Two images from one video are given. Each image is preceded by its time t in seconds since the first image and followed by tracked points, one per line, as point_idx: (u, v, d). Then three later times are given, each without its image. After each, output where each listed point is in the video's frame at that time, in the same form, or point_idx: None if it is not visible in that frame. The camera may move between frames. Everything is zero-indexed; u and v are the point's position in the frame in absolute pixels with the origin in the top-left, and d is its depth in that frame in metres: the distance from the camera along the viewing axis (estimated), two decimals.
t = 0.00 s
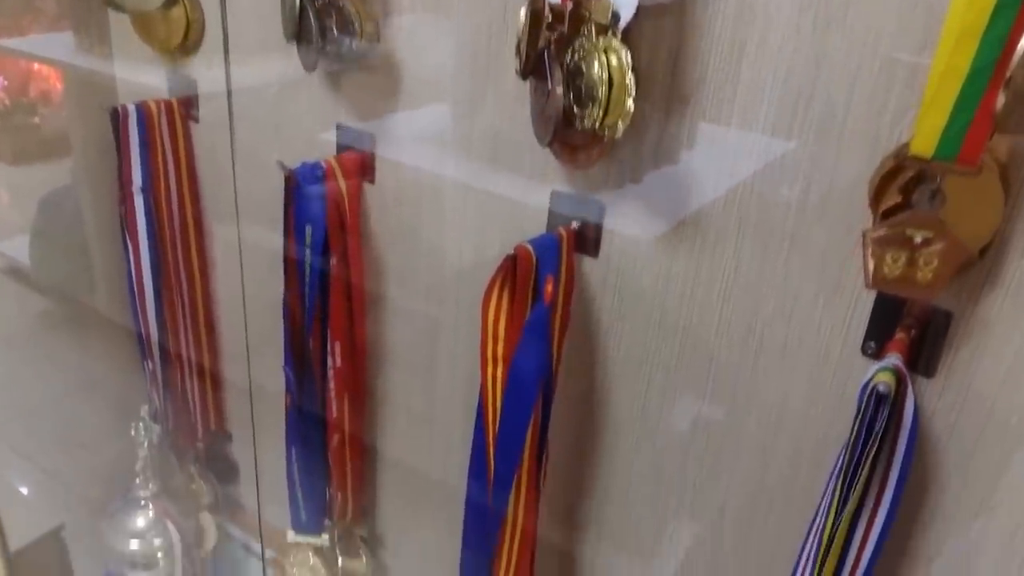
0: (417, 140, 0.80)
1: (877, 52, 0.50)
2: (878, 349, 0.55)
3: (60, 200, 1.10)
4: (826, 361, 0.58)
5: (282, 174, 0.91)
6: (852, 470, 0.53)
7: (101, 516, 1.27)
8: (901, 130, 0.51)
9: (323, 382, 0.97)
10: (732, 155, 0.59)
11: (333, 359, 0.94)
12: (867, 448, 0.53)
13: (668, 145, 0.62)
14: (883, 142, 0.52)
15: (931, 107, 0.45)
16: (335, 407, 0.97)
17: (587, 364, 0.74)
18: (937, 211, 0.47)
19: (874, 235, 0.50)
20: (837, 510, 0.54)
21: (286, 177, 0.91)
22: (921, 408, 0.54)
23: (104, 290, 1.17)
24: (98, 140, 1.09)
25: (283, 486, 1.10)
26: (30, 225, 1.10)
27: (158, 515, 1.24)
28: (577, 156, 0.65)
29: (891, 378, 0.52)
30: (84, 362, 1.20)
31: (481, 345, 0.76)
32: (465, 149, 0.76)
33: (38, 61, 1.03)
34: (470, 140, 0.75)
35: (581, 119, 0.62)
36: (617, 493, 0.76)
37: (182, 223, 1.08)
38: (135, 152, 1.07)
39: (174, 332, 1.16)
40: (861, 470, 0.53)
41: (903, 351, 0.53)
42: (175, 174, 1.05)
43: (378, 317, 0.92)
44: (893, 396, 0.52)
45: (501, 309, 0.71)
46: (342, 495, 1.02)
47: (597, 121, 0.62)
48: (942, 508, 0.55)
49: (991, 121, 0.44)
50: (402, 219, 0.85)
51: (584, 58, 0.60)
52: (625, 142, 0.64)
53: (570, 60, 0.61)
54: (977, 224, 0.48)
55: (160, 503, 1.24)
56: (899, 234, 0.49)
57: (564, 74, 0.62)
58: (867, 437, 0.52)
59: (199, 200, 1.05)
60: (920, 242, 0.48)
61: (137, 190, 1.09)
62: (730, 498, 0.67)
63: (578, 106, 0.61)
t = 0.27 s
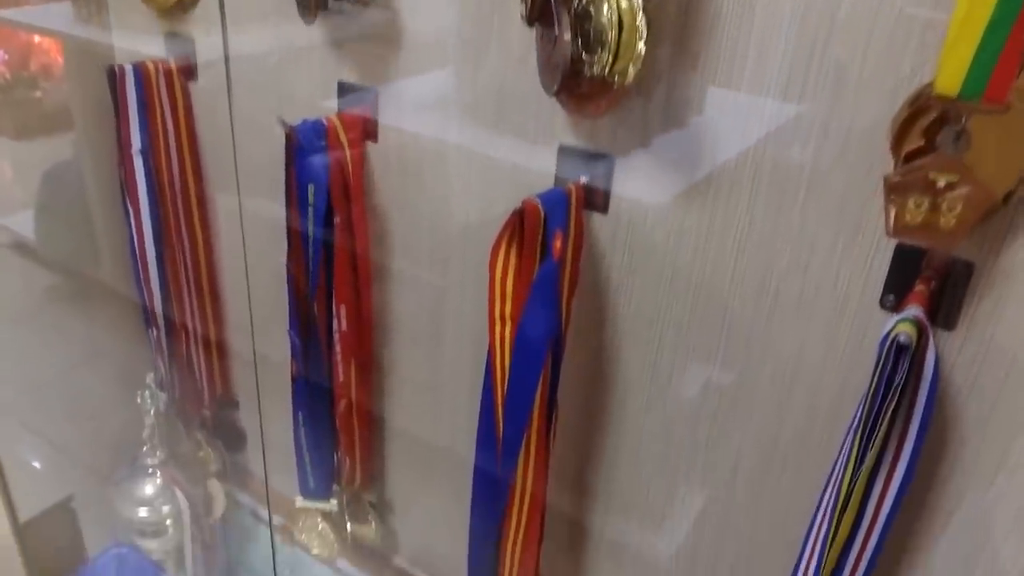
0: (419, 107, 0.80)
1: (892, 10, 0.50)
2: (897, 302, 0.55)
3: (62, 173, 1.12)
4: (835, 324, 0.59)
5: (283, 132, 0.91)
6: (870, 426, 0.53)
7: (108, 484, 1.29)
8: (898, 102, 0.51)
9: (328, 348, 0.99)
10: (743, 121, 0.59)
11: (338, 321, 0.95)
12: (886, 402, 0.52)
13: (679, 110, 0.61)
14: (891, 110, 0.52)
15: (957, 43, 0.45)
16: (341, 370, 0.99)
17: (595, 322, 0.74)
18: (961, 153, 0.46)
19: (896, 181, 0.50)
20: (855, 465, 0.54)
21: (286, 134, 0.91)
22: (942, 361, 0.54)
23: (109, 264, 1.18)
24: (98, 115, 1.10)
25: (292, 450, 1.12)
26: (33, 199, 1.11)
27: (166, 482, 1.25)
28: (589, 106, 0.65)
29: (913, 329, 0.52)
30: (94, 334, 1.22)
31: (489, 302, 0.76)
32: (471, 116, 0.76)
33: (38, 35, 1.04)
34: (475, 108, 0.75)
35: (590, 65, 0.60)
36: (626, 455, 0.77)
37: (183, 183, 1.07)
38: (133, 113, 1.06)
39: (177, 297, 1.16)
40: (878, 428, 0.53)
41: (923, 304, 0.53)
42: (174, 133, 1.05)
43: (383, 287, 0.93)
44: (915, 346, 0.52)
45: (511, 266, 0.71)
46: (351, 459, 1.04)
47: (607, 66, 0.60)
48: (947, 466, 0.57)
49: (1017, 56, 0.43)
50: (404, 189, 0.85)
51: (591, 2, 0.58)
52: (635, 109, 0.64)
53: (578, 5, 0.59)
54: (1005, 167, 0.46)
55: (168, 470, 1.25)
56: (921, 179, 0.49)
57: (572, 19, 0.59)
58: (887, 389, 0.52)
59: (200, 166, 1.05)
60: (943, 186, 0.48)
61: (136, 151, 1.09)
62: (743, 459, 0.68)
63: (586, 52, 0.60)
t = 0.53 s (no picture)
0: (412, 89, 0.80)
1: None
2: (897, 274, 0.55)
3: (50, 157, 1.11)
4: (833, 304, 0.59)
5: (272, 106, 0.91)
6: (869, 400, 0.54)
7: (96, 471, 1.29)
8: (893, 82, 0.52)
9: (319, 330, 0.99)
10: (737, 101, 0.60)
11: (329, 302, 0.95)
12: (885, 374, 0.53)
13: (673, 90, 0.62)
14: (885, 92, 0.53)
15: (960, 7, 0.45)
16: (331, 352, 0.99)
17: (589, 297, 0.74)
18: (963, 117, 0.46)
19: (898, 147, 0.50)
20: (853, 442, 0.55)
21: (274, 109, 0.91)
22: (942, 334, 0.55)
23: (99, 249, 1.18)
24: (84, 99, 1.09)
25: (282, 435, 1.12)
26: (22, 184, 1.12)
27: (155, 468, 1.25)
28: (581, 76, 0.64)
29: (913, 300, 0.52)
30: (83, 317, 1.22)
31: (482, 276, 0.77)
32: (461, 96, 0.76)
33: (25, 18, 1.03)
34: (466, 89, 0.75)
35: (585, 32, 0.60)
36: (620, 434, 0.78)
37: (169, 162, 1.07)
38: (119, 92, 1.06)
39: (165, 277, 1.15)
40: (876, 404, 0.54)
41: (923, 275, 0.53)
42: (160, 109, 1.04)
43: (375, 271, 0.93)
44: (915, 316, 0.52)
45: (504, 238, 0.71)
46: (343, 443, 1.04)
47: (603, 32, 0.60)
48: (945, 443, 0.57)
49: None
50: (397, 173, 0.86)
51: None
52: (629, 82, 0.64)
53: None
54: (1009, 132, 0.46)
55: (157, 456, 1.24)
56: (924, 145, 0.49)
57: None
58: (886, 361, 0.52)
59: (187, 146, 1.05)
60: (946, 152, 0.48)
61: (122, 128, 1.08)
62: (737, 439, 0.69)
63: (582, 19, 0.59)
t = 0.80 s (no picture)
0: (408, 62, 0.80)
1: None
2: (905, 238, 0.56)
3: (43, 130, 1.11)
4: (838, 272, 0.60)
5: (265, 69, 0.90)
6: (877, 365, 0.55)
7: (91, 443, 1.28)
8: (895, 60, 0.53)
9: (315, 300, 0.99)
10: (740, 77, 0.60)
11: (324, 270, 0.96)
12: (895, 337, 0.54)
13: (672, 65, 0.63)
14: (887, 68, 0.53)
15: None
16: (328, 321, 0.99)
17: (590, 263, 0.75)
18: (978, 73, 0.46)
19: (910, 105, 0.50)
20: (860, 405, 0.56)
21: (268, 71, 0.89)
22: (952, 299, 0.55)
23: (93, 223, 1.17)
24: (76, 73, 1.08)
25: (279, 405, 1.13)
26: (15, 159, 1.11)
27: (150, 437, 1.27)
28: (583, 35, 0.63)
29: (923, 262, 0.52)
30: (75, 294, 1.22)
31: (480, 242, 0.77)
32: (458, 68, 0.76)
33: None
34: (464, 61, 0.76)
35: None
36: (621, 400, 0.79)
37: (162, 129, 1.06)
38: (109, 57, 1.05)
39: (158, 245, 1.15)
40: (882, 370, 0.55)
41: (933, 237, 0.54)
42: (152, 73, 1.03)
43: (372, 247, 0.94)
44: (926, 279, 0.52)
45: (503, 201, 0.72)
46: (340, 412, 1.05)
47: None
48: (947, 412, 0.59)
49: None
50: (394, 146, 0.86)
51: None
52: (630, 45, 0.64)
53: None
54: None
55: (152, 426, 1.27)
56: (937, 103, 0.48)
57: None
58: (896, 324, 0.53)
59: (180, 115, 1.04)
60: (960, 110, 0.48)
61: (112, 93, 1.07)
62: (740, 404, 0.71)
63: None
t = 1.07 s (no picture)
0: (412, 30, 0.79)
1: None
2: (929, 194, 0.55)
3: (45, 101, 1.08)
4: (858, 232, 0.59)
5: (267, 26, 0.88)
6: (899, 327, 0.55)
7: (95, 415, 1.27)
8: (911, 22, 0.52)
9: (320, 267, 0.99)
10: (754, 45, 0.60)
11: (330, 237, 0.95)
12: (918, 295, 0.53)
13: (680, 32, 0.63)
14: (902, 34, 0.53)
15: None
16: (334, 288, 0.99)
17: (601, 224, 0.74)
18: (1012, 16, 0.45)
19: (939, 52, 0.49)
20: (881, 367, 0.56)
21: (269, 28, 0.88)
22: (976, 257, 0.55)
23: (97, 198, 1.17)
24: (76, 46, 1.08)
25: (285, 378, 1.13)
26: (17, 133, 1.07)
27: (155, 410, 1.27)
28: None
29: (950, 217, 0.52)
30: (79, 267, 1.19)
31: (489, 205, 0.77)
32: (463, 37, 0.76)
33: None
34: (469, 29, 0.75)
35: None
36: (633, 365, 0.79)
37: (162, 95, 1.05)
38: (108, 20, 1.03)
39: (160, 214, 1.14)
40: (905, 331, 0.55)
41: (959, 192, 0.53)
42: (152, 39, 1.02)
43: (377, 219, 0.94)
44: (952, 234, 0.52)
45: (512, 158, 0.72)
46: (346, 382, 1.05)
47: None
48: (968, 373, 0.58)
49: None
50: (400, 119, 0.85)
51: None
52: (630, 9, 0.64)
53: None
54: None
55: (157, 398, 1.27)
56: (967, 49, 0.47)
57: None
58: (920, 282, 0.53)
59: (182, 85, 1.03)
60: (991, 56, 0.47)
61: (110, 56, 1.06)
62: (754, 369, 0.70)
63: None
